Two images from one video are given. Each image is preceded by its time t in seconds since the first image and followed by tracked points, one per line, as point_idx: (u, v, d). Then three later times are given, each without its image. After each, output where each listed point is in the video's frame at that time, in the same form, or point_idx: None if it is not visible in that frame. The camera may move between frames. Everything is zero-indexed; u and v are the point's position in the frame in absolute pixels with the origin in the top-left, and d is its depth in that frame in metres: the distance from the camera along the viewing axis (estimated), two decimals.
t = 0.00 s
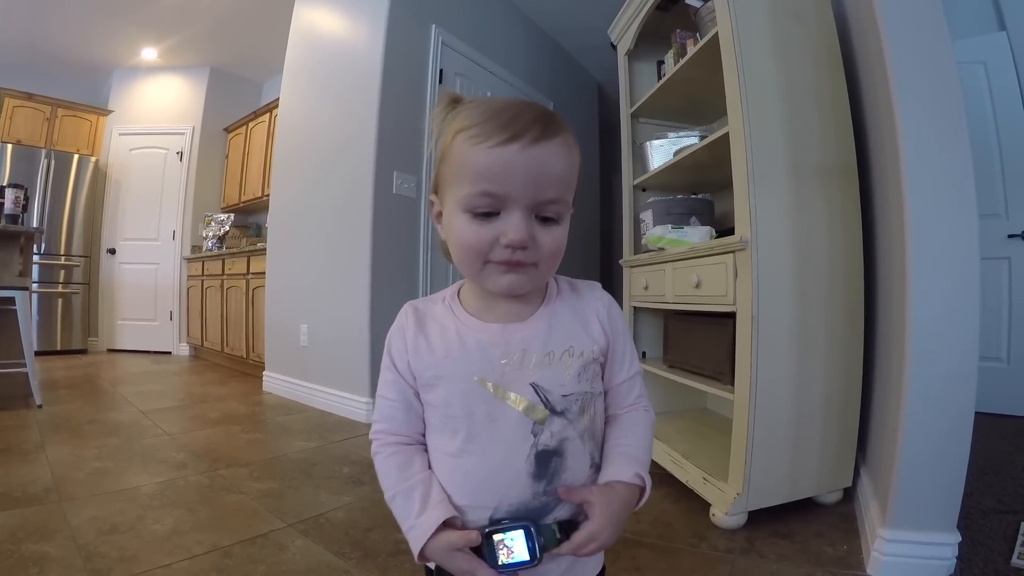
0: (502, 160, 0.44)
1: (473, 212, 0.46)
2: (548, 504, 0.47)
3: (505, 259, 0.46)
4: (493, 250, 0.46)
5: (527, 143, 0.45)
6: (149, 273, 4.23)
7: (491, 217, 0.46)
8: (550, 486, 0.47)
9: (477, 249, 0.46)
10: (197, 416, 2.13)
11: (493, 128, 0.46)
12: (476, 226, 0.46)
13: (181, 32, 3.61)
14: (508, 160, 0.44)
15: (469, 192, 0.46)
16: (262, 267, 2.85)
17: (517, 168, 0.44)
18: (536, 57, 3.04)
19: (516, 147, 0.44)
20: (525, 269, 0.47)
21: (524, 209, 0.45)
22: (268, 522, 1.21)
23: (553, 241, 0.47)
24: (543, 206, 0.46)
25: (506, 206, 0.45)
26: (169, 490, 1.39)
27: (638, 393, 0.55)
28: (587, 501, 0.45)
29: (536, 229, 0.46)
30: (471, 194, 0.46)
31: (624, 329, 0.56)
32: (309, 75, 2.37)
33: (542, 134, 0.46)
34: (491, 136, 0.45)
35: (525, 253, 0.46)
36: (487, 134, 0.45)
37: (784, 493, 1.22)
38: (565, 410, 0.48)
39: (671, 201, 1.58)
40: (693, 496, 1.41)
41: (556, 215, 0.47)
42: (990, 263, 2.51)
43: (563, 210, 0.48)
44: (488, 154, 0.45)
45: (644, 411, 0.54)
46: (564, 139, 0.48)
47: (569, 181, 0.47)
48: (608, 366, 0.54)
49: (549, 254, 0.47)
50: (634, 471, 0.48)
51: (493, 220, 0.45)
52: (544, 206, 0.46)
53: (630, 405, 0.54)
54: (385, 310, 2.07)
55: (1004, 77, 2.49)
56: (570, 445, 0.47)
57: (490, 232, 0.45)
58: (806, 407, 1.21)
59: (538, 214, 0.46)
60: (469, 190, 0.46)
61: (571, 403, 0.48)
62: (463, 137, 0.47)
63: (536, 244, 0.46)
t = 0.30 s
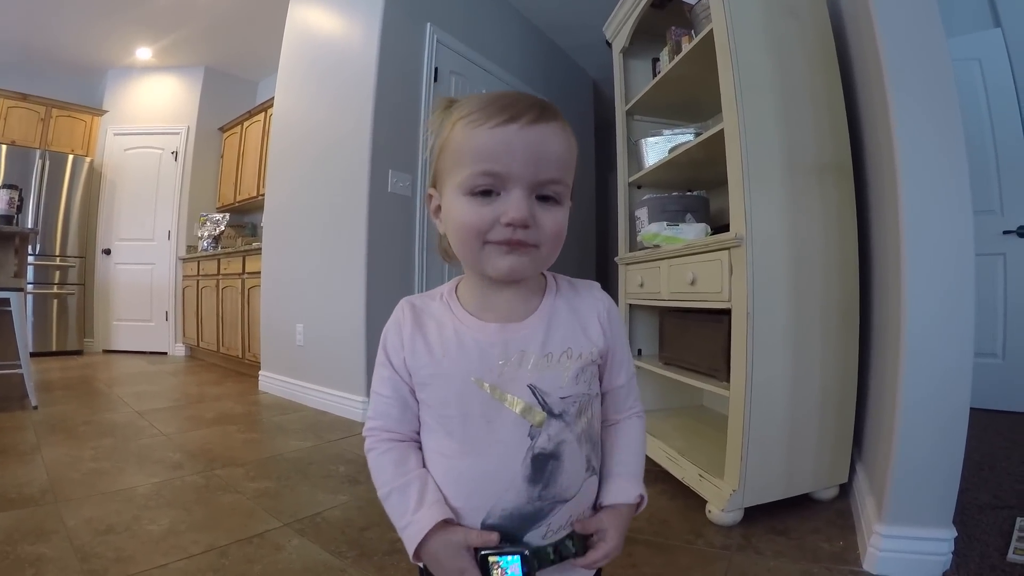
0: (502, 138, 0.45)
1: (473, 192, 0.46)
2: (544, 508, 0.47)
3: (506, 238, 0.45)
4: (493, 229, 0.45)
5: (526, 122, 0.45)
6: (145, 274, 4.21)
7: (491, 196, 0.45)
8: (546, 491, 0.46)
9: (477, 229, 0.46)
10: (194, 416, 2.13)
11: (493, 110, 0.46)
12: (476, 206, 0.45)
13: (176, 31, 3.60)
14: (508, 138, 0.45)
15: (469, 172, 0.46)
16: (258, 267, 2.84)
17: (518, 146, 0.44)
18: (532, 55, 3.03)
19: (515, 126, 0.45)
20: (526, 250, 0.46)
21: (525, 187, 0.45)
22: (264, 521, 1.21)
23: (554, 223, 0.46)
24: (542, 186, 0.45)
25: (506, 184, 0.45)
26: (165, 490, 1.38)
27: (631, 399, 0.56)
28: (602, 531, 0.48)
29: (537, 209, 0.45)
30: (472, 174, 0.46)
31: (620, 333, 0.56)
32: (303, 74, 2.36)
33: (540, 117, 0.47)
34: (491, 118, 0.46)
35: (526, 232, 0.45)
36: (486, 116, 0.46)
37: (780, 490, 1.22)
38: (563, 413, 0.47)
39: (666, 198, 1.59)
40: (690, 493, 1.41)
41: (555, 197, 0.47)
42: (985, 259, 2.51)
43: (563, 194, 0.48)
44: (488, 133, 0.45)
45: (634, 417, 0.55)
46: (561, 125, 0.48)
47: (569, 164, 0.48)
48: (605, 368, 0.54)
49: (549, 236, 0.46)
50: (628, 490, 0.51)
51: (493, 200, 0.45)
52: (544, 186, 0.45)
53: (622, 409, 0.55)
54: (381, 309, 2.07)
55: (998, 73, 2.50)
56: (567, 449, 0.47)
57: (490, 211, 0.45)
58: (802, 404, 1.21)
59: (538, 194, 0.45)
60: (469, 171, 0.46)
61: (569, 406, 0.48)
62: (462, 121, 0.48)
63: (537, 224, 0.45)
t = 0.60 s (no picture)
0: (476, 141, 0.45)
1: (449, 194, 0.46)
2: (528, 507, 0.45)
3: (476, 235, 0.45)
4: (464, 226, 0.45)
5: (500, 123, 0.46)
6: (142, 279, 4.20)
7: (465, 198, 0.45)
8: (530, 490, 0.45)
9: (450, 228, 0.46)
10: (189, 422, 2.12)
11: (471, 117, 0.47)
12: (451, 206, 0.46)
13: (175, 36, 3.61)
14: (481, 139, 0.45)
15: (446, 174, 0.47)
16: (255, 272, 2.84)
17: (490, 146, 0.45)
18: (529, 62, 3.04)
19: (488, 128, 0.46)
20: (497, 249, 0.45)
21: (497, 185, 0.45)
22: (259, 528, 1.20)
23: (528, 224, 0.45)
24: (516, 186, 0.45)
25: (479, 183, 0.45)
26: (160, 496, 1.38)
27: (616, 402, 0.55)
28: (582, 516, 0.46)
29: (509, 208, 0.45)
30: (448, 176, 0.46)
31: (608, 337, 0.56)
32: (301, 81, 2.37)
33: (516, 121, 0.47)
34: (469, 123, 0.47)
35: (496, 229, 0.44)
36: (464, 122, 0.47)
37: (777, 498, 1.21)
38: (548, 412, 0.46)
39: (662, 206, 1.59)
40: (686, 501, 1.41)
41: (531, 199, 0.46)
42: (983, 265, 2.52)
43: (541, 197, 0.47)
44: (464, 136, 0.46)
45: (621, 420, 0.54)
46: (541, 130, 0.48)
47: (546, 167, 0.47)
48: (592, 372, 0.54)
49: (522, 236, 0.45)
50: (611, 484, 0.49)
51: (466, 199, 0.45)
52: (518, 187, 0.45)
53: (610, 413, 0.55)
54: (378, 315, 2.07)
55: (993, 81, 2.51)
56: (551, 448, 0.46)
57: (462, 210, 0.45)
58: (798, 411, 1.21)
59: (511, 194, 0.45)
60: (446, 174, 0.47)
61: (554, 405, 0.47)
62: (446, 129, 0.49)
63: (508, 222, 0.44)
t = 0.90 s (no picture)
0: (479, 150, 0.45)
1: (453, 202, 0.46)
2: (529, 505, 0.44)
3: (478, 248, 0.45)
4: (466, 238, 0.45)
5: (503, 132, 0.45)
6: (142, 273, 4.20)
7: (468, 208, 0.45)
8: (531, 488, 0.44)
9: (453, 238, 0.46)
10: (188, 417, 2.11)
11: (478, 122, 0.46)
12: (454, 215, 0.46)
13: (178, 30, 3.60)
14: (483, 149, 0.44)
15: (450, 183, 0.46)
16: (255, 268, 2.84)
17: (492, 155, 0.44)
18: (533, 61, 3.04)
19: (491, 137, 0.45)
20: (499, 261, 0.45)
21: (499, 197, 0.44)
22: (257, 525, 1.20)
23: (531, 235, 0.44)
24: (519, 197, 0.44)
25: (482, 195, 0.44)
26: (157, 492, 1.37)
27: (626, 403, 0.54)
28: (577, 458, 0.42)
29: (512, 219, 0.44)
30: (452, 185, 0.46)
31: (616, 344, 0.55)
32: (304, 76, 2.36)
33: (524, 127, 0.46)
34: (475, 130, 0.46)
35: (497, 242, 0.44)
36: (469, 128, 0.46)
37: (776, 502, 1.21)
38: (553, 410, 0.45)
39: (665, 207, 1.58)
40: (686, 504, 1.40)
41: (535, 209, 0.45)
42: (985, 271, 2.51)
43: (547, 205, 0.46)
44: (467, 145, 0.45)
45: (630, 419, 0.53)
46: (547, 135, 0.47)
47: (552, 175, 0.46)
48: (600, 375, 0.53)
49: (526, 248, 0.45)
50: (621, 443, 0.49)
51: (469, 210, 0.45)
52: (521, 196, 0.44)
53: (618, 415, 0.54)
54: (378, 312, 2.06)
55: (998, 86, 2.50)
56: (557, 446, 0.44)
57: (464, 220, 0.45)
58: (799, 415, 1.20)
59: (514, 204, 0.44)
60: (449, 182, 0.46)
61: (560, 404, 0.46)
62: (454, 133, 0.48)
63: (509, 235, 0.44)
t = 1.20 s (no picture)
0: (479, 165, 0.44)
1: (456, 216, 0.46)
2: (531, 504, 0.45)
3: (483, 262, 0.45)
4: (471, 252, 0.45)
5: (503, 146, 0.44)
6: (142, 273, 4.20)
7: (471, 222, 0.45)
8: (533, 484, 0.44)
9: (458, 252, 0.46)
10: (187, 419, 2.11)
11: (476, 136, 0.46)
12: (458, 229, 0.46)
13: (180, 31, 3.60)
14: (483, 164, 0.44)
15: (451, 199, 0.46)
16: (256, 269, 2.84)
17: (492, 170, 0.44)
18: (534, 64, 3.04)
19: (491, 151, 0.45)
20: (503, 274, 0.45)
21: (502, 211, 0.44)
22: (256, 528, 1.20)
23: (536, 246, 0.45)
24: (522, 210, 0.44)
25: (484, 209, 0.45)
26: (156, 494, 1.37)
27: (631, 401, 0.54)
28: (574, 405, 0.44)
29: (515, 232, 0.44)
30: (453, 199, 0.46)
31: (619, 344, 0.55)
32: (306, 78, 2.36)
33: (523, 139, 0.46)
34: (475, 144, 0.46)
35: (501, 257, 0.44)
36: (470, 143, 0.46)
37: (776, 507, 1.21)
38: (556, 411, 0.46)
39: (666, 212, 1.58)
40: (684, 508, 1.40)
41: (538, 220, 0.45)
42: (984, 278, 2.52)
43: (550, 216, 0.46)
44: (468, 160, 0.45)
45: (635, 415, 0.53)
46: (548, 146, 0.47)
47: (555, 186, 0.46)
48: (603, 377, 0.53)
49: (531, 260, 0.45)
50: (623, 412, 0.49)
51: (472, 224, 0.45)
52: (525, 209, 0.44)
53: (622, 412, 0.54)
54: (378, 315, 2.06)
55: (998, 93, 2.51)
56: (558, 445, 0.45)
57: (468, 234, 0.45)
58: (799, 420, 1.20)
59: (518, 217, 0.44)
60: (452, 197, 0.46)
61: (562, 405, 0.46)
62: (454, 145, 0.48)
63: (513, 248, 0.44)
